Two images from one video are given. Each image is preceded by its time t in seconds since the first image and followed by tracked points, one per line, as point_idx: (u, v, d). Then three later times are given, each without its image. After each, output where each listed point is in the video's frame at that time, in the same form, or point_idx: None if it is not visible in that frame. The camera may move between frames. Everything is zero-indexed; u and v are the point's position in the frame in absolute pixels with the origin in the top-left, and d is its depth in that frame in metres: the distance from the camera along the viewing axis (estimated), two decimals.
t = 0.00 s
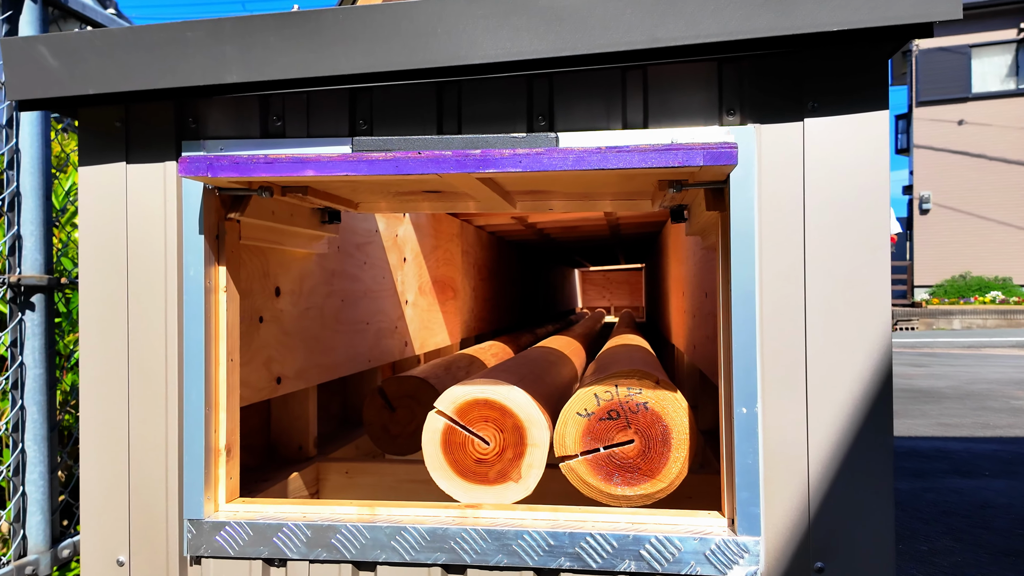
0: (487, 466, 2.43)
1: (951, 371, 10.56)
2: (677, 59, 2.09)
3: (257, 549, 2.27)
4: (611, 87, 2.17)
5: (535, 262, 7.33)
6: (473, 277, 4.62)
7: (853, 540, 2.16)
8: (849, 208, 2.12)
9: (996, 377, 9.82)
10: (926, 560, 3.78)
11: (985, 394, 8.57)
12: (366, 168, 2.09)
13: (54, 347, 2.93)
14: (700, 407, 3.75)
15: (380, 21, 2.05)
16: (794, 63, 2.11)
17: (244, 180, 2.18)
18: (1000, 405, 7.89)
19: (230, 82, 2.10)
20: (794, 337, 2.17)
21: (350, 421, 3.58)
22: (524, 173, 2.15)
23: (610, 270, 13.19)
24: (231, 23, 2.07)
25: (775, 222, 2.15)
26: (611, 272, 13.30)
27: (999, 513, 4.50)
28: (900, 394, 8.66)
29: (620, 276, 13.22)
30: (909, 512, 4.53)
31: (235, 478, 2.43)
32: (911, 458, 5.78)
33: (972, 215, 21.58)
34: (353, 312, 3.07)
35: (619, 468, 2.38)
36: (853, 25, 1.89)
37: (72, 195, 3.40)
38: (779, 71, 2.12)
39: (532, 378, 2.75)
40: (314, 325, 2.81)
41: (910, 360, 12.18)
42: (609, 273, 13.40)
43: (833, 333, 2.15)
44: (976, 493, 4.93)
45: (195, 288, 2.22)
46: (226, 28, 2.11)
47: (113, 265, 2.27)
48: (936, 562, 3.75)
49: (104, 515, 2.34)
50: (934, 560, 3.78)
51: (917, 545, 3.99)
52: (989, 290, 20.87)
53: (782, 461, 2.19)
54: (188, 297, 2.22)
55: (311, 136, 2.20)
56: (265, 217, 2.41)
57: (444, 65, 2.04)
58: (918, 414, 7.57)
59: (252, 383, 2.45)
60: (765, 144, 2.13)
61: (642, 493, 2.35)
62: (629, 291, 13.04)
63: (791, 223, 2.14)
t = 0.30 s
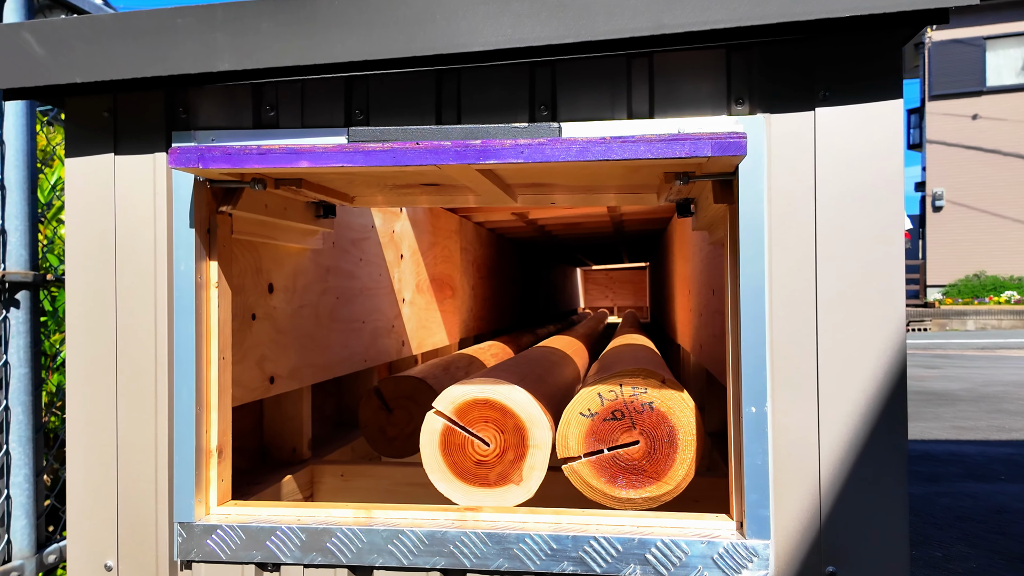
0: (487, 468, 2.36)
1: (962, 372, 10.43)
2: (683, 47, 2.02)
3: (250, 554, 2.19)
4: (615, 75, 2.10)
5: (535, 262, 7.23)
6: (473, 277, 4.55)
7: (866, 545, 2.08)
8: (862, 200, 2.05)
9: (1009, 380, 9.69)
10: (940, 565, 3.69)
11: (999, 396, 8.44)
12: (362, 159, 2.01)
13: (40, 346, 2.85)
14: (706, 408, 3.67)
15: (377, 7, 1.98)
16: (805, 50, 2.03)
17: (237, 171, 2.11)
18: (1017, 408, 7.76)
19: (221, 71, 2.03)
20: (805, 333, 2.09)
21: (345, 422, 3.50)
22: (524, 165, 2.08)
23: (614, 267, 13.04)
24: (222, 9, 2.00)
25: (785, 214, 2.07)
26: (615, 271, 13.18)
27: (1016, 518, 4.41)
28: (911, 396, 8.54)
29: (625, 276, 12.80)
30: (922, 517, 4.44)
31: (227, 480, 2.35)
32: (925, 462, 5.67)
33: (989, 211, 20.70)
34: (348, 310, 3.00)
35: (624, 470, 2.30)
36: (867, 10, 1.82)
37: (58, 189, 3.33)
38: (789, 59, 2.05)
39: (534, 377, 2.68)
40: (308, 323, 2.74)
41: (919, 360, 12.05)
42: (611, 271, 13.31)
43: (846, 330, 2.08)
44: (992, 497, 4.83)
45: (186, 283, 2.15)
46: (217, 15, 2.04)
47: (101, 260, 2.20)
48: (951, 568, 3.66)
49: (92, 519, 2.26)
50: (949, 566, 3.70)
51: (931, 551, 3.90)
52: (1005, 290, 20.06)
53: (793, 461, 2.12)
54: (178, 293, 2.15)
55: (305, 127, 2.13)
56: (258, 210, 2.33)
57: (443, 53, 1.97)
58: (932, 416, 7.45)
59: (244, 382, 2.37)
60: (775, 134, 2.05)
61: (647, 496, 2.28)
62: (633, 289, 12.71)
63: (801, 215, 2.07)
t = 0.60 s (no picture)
0: (486, 468, 2.28)
1: (974, 374, 10.31)
2: (691, 30, 1.95)
3: (242, 556, 2.11)
4: (619, 60, 2.03)
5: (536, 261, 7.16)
6: (471, 275, 4.48)
7: (879, 546, 2.01)
8: (875, 188, 1.98)
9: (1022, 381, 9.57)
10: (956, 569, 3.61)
11: (1015, 398, 8.32)
12: (357, 146, 1.94)
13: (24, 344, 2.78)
14: (713, 408, 3.59)
15: None
16: (816, 34, 1.97)
17: (228, 160, 2.05)
18: None
19: (212, 55, 1.96)
20: (816, 327, 2.02)
21: (340, 424, 3.42)
22: (525, 153, 2.01)
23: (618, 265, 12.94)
24: None
25: (795, 204, 2.00)
26: (619, 271, 13.08)
27: None
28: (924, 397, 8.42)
29: (626, 276, 12.96)
30: (936, 521, 4.35)
31: (217, 479, 2.27)
32: (940, 465, 5.57)
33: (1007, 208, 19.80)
34: (343, 307, 2.93)
35: (628, 470, 2.22)
36: None
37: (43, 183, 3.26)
38: (801, 42, 1.98)
39: (535, 375, 2.60)
40: (302, 320, 2.67)
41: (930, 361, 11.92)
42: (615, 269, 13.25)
43: (858, 323, 2.01)
44: (1008, 501, 4.74)
45: (175, 276, 2.07)
46: None
47: (87, 252, 2.13)
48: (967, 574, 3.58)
49: (77, 520, 2.18)
50: (964, 572, 3.61)
51: (946, 557, 3.82)
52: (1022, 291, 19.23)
53: (803, 460, 2.04)
54: (166, 286, 2.07)
55: (299, 114, 2.06)
56: (250, 201, 2.26)
57: (441, 36, 1.90)
58: (946, 418, 7.34)
59: (236, 379, 2.30)
60: (786, 120, 1.98)
61: (652, 497, 2.20)
62: (637, 288, 12.77)
63: (812, 204, 2.00)
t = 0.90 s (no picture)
0: (485, 470, 2.22)
1: (984, 376, 10.20)
2: (698, 16, 1.89)
3: (232, 560, 2.02)
4: (623, 47, 1.96)
5: (536, 259, 7.07)
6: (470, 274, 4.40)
7: (892, 550, 1.94)
8: (888, 179, 1.91)
9: None
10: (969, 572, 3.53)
11: None
12: (352, 136, 1.88)
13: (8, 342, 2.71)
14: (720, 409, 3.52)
15: None
16: (826, 20, 1.91)
17: (219, 151, 1.98)
18: None
19: (201, 42, 1.89)
20: (826, 323, 1.96)
21: (335, 426, 3.35)
22: (526, 144, 1.94)
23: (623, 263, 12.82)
24: None
25: (804, 196, 1.94)
26: (621, 270, 13.00)
27: None
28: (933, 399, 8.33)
29: (630, 275, 12.90)
30: (950, 526, 4.27)
31: (208, 481, 2.20)
32: (952, 468, 5.48)
33: None
34: (337, 304, 2.86)
35: (632, 472, 2.15)
36: None
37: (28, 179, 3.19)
38: (810, 29, 1.92)
39: (536, 374, 2.54)
40: (296, 317, 2.60)
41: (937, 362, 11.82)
42: (618, 269, 13.17)
43: (869, 319, 1.94)
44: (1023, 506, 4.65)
45: (163, 271, 2.00)
46: None
47: (73, 246, 2.06)
48: None
49: (63, 524, 2.11)
50: None
51: (960, 563, 3.74)
52: None
53: (813, 461, 1.98)
54: (155, 282, 2.00)
55: (292, 104, 1.99)
56: (242, 194, 2.19)
57: (439, 22, 1.83)
58: (958, 422, 7.24)
59: (227, 378, 2.23)
60: (796, 109, 1.92)
61: (656, 500, 2.14)
62: (641, 288, 12.72)
63: (822, 196, 1.93)
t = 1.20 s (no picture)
0: (485, 475, 2.15)
1: (994, 376, 10.08)
2: (704, 4, 1.83)
3: (224, 567, 1.97)
4: (627, 37, 1.91)
5: (537, 256, 7.01)
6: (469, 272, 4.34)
7: (905, 558, 1.88)
8: (901, 172, 1.85)
9: None
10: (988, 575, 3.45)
11: None
12: (347, 129, 1.82)
13: None
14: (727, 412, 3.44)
15: None
16: (836, 8, 1.85)
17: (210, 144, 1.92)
18: None
19: (191, 32, 1.83)
20: (836, 322, 1.89)
21: (329, 429, 3.28)
22: (527, 137, 1.88)
23: (627, 262, 12.68)
24: None
25: (814, 190, 1.88)
26: (625, 269, 12.92)
27: None
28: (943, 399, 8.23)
29: (634, 273, 12.77)
30: (964, 531, 4.18)
31: (199, 486, 2.13)
32: (964, 471, 5.39)
33: None
34: (332, 303, 2.79)
35: (636, 476, 2.09)
36: None
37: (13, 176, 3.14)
38: (821, 18, 1.86)
39: (537, 376, 2.47)
40: (289, 317, 2.53)
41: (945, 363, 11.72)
42: (621, 267, 13.06)
43: (881, 317, 1.88)
44: None
45: (153, 269, 1.94)
46: None
47: (58, 242, 2.00)
48: None
49: (49, 530, 2.04)
50: None
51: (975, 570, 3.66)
52: None
53: (822, 465, 1.91)
54: (144, 279, 1.94)
55: (284, 96, 1.93)
56: (234, 189, 2.13)
57: (436, 11, 1.77)
58: (971, 424, 7.14)
59: (217, 379, 2.16)
60: (805, 100, 1.86)
61: (662, 505, 2.07)
62: (645, 287, 12.54)
63: (832, 190, 1.87)
